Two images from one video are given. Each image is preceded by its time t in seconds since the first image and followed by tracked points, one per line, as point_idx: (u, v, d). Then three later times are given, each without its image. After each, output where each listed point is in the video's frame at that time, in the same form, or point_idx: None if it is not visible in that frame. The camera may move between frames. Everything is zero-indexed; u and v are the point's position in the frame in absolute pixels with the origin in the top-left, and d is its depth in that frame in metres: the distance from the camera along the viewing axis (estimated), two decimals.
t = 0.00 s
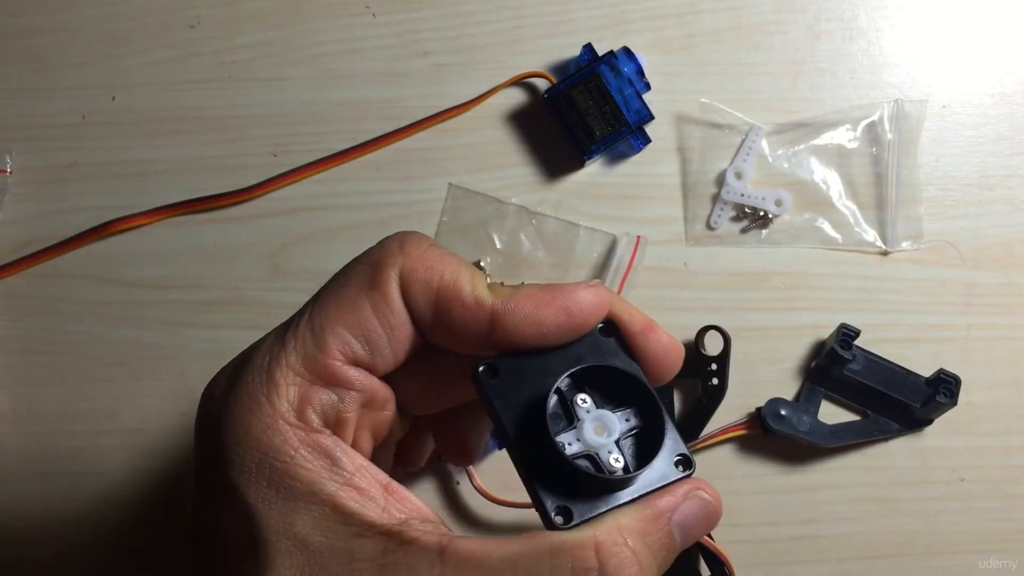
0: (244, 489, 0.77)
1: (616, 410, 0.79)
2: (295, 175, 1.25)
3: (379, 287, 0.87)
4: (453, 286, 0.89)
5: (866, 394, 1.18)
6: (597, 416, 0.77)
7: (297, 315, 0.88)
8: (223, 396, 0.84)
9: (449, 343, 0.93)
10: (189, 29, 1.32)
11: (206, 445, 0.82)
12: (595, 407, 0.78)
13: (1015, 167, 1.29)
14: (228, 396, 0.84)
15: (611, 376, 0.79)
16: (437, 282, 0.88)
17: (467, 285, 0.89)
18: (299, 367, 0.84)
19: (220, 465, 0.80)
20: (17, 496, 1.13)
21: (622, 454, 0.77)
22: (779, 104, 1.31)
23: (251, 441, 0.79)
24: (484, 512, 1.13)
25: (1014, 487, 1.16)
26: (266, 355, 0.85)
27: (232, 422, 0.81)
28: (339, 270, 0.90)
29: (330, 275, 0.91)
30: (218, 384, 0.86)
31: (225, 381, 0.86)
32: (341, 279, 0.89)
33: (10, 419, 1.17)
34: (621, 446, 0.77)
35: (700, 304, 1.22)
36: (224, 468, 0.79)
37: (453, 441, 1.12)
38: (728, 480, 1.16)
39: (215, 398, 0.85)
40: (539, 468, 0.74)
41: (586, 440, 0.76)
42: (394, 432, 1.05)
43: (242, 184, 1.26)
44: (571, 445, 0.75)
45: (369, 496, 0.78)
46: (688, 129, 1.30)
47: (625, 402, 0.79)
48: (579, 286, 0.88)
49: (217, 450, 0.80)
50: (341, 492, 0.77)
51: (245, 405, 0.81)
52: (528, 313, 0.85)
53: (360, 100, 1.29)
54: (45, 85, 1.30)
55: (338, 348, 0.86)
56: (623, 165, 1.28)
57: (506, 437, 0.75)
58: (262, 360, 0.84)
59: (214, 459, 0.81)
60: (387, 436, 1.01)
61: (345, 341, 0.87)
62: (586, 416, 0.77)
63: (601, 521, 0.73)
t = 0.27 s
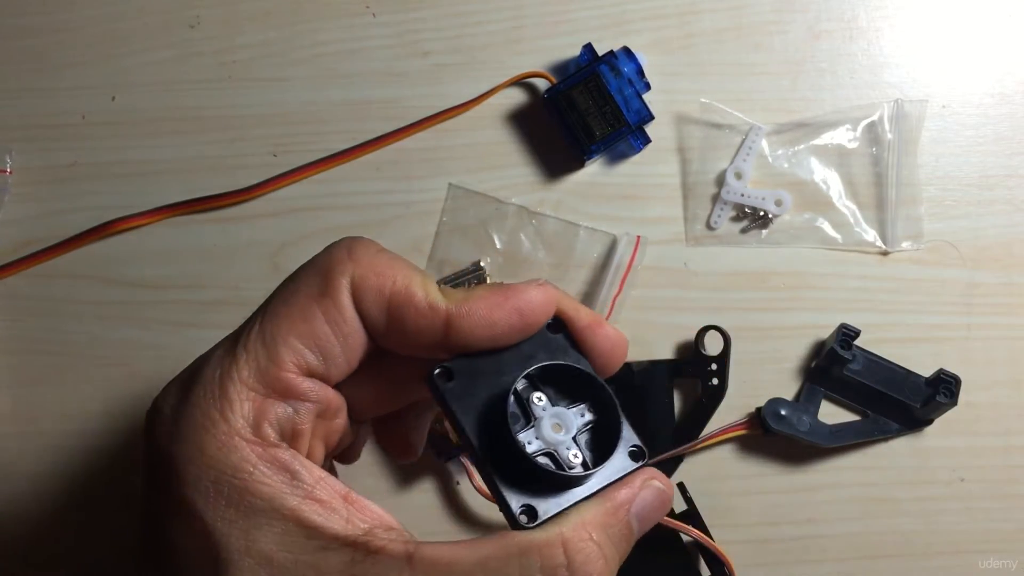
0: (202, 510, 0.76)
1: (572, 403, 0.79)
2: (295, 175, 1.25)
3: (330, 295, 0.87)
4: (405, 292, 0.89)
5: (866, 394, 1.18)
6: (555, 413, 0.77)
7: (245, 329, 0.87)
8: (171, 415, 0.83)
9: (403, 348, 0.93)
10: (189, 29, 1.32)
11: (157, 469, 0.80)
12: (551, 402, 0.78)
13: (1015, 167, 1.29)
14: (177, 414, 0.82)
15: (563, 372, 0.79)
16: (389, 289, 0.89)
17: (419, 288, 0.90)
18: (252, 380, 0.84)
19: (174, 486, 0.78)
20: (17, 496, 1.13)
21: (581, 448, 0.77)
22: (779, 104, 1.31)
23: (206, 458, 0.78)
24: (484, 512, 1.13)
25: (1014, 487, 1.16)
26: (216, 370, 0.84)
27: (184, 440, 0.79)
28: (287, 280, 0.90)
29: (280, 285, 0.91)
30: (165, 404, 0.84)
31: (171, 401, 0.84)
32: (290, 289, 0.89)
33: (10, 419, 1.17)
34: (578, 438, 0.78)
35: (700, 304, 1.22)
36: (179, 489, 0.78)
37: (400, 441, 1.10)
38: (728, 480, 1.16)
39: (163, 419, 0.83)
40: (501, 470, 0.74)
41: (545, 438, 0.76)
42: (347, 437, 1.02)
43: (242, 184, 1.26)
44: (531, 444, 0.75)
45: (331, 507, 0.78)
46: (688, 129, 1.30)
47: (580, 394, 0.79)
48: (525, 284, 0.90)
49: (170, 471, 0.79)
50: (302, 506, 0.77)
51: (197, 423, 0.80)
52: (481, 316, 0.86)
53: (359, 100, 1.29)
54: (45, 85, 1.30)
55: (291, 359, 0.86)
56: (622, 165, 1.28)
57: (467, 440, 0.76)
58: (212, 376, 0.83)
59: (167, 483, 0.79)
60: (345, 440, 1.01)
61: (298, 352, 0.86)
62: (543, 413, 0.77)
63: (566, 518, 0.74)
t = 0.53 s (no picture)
0: (197, 481, 0.80)
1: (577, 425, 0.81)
2: (295, 175, 1.25)
3: (341, 291, 0.87)
4: (414, 284, 0.88)
5: (866, 394, 1.18)
6: (554, 431, 0.79)
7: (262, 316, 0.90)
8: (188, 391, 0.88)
9: (422, 343, 0.92)
10: (189, 29, 1.32)
11: (171, 439, 0.86)
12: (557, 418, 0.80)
13: (1015, 167, 1.29)
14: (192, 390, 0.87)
15: (579, 385, 0.79)
16: (398, 281, 0.88)
17: (432, 284, 0.88)
18: (259, 366, 0.87)
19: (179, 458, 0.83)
20: (16, 497, 1.13)
21: (574, 468, 0.79)
22: (778, 104, 1.31)
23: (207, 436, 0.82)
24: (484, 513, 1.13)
25: (1014, 487, 1.16)
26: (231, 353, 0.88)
27: (193, 415, 0.84)
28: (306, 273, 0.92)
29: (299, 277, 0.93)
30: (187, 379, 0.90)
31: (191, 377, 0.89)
32: (305, 282, 0.90)
33: (9, 419, 1.17)
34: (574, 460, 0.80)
35: (700, 304, 1.22)
36: (182, 460, 0.82)
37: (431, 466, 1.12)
38: (728, 480, 1.16)
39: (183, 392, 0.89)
40: (488, 471, 0.76)
41: (540, 449, 0.78)
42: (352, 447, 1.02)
43: (242, 184, 1.26)
44: (520, 455, 0.79)
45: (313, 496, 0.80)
46: (688, 129, 1.30)
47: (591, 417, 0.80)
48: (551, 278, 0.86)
49: (179, 442, 0.84)
50: (288, 492, 0.79)
51: (206, 401, 0.85)
52: (490, 308, 0.84)
53: (359, 100, 1.29)
54: (45, 85, 1.30)
55: (298, 350, 0.88)
56: (622, 165, 1.28)
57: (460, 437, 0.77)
58: (226, 358, 0.88)
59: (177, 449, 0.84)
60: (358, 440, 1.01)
61: (305, 343, 0.88)
62: (544, 430, 0.79)
63: (536, 535, 0.72)
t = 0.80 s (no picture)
0: (208, 462, 0.81)
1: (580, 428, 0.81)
2: (295, 175, 1.25)
3: (357, 280, 0.87)
4: (426, 276, 0.87)
5: (866, 394, 1.18)
6: (557, 432, 0.80)
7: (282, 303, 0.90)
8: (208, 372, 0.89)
9: (432, 337, 0.91)
10: (189, 29, 1.32)
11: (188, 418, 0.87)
12: (559, 421, 0.81)
13: (1015, 167, 1.29)
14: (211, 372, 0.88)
15: (582, 388, 0.79)
16: (410, 272, 0.87)
17: (443, 277, 0.87)
18: (274, 352, 0.86)
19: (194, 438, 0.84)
20: (16, 497, 1.13)
21: (575, 470, 0.80)
22: (778, 104, 1.31)
23: (219, 418, 0.82)
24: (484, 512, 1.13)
25: (1014, 487, 1.16)
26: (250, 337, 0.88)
27: (209, 396, 0.85)
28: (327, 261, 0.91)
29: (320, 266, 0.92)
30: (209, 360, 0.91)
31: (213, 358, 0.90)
32: (325, 271, 0.90)
33: (9, 419, 1.17)
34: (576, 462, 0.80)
35: (700, 304, 1.22)
36: (197, 440, 0.83)
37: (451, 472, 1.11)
38: (727, 480, 1.16)
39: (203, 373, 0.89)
40: (489, 468, 0.77)
41: (542, 449, 0.79)
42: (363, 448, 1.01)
43: (242, 184, 1.26)
44: (523, 453, 0.79)
45: (318, 485, 0.79)
46: (688, 129, 1.30)
47: (593, 421, 0.81)
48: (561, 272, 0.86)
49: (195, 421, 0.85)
50: (294, 479, 0.79)
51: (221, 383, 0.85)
52: (501, 300, 0.84)
53: (359, 100, 1.29)
54: (45, 85, 1.30)
55: (312, 339, 0.87)
56: (623, 165, 1.28)
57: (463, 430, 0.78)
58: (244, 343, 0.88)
59: (193, 428, 0.85)
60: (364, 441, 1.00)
61: (320, 332, 0.88)
62: (546, 430, 0.80)
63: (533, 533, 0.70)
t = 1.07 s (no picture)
0: (210, 460, 0.81)
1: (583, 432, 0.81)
2: (295, 175, 1.25)
3: (362, 282, 0.87)
4: (432, 279, 0.87)
5: (866, 394, 1.18)
6: (558, 436, 0.80)
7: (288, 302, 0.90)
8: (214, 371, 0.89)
9: (437, 339, 0.92)
10: (189, 29, 1.32)
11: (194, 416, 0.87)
12: (561, 424, 0.81)
13: (1015, 167, 1.29)
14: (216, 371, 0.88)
15: (585, 392, 0.79)
16: (415, 275, 0.87)
17: (446, 280, 0.87)
18: (278, 352, 0.86)
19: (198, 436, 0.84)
20: (16, 497, 1.13)
21: (576, 474, 0.79)
22: (778, 104, 1.32)
23: (223, 417, 0.83)
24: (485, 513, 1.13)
25: (1014, 487, 1.16)
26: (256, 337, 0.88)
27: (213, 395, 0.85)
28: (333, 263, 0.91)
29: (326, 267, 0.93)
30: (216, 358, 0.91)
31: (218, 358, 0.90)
32: (331, 273, 0.90)
33: (9, 419, 1.17)
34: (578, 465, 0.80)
35: (700, 304, 1.22)
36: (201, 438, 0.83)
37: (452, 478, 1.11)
38: (727, 480, 1.16)
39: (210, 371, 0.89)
40: (490, 471, 0.76)
41: (544, 452, 0.79)
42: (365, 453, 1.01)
43: (242, 184, 1.26)
44: (524, 456, 0.79)
45: (319, 487, 0.79)
46: (688, 129, 1.30)
47: (595, 425, 0.81)
48: (567, 276, 0.85)
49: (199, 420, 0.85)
50: (296, 479, 0.79)
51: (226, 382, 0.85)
52: (505, 303, 0.83)
53: (359, 100, 1.29)
54: (45, 85, 1.30)
55: (316, 339, 0.87)
56: (623, 165, 1.28)
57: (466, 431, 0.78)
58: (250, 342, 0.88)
59: (197, 426, 0.85)
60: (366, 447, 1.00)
61: (325, 333, 0.87)
62: (547, 434, 0.80)
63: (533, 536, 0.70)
